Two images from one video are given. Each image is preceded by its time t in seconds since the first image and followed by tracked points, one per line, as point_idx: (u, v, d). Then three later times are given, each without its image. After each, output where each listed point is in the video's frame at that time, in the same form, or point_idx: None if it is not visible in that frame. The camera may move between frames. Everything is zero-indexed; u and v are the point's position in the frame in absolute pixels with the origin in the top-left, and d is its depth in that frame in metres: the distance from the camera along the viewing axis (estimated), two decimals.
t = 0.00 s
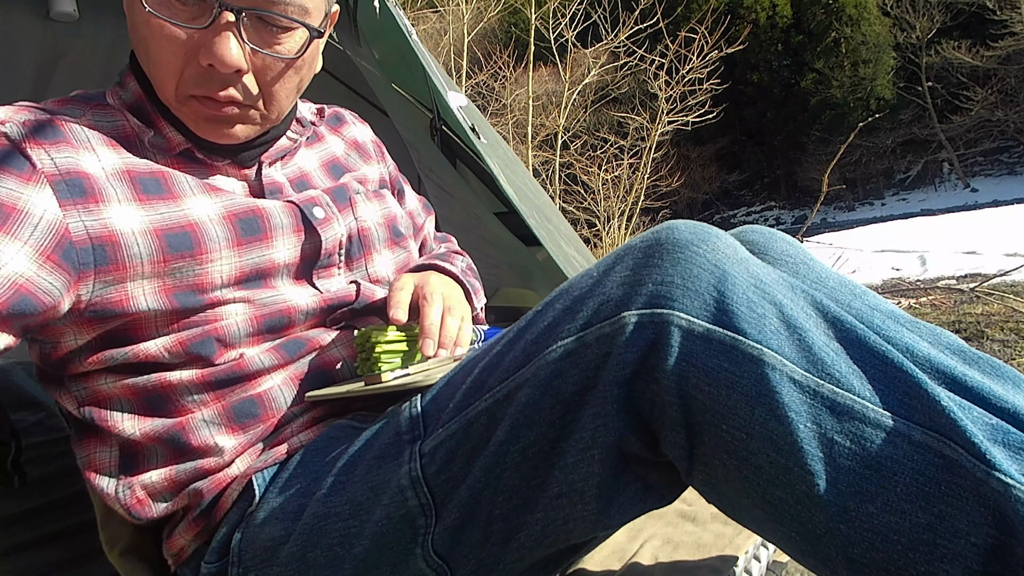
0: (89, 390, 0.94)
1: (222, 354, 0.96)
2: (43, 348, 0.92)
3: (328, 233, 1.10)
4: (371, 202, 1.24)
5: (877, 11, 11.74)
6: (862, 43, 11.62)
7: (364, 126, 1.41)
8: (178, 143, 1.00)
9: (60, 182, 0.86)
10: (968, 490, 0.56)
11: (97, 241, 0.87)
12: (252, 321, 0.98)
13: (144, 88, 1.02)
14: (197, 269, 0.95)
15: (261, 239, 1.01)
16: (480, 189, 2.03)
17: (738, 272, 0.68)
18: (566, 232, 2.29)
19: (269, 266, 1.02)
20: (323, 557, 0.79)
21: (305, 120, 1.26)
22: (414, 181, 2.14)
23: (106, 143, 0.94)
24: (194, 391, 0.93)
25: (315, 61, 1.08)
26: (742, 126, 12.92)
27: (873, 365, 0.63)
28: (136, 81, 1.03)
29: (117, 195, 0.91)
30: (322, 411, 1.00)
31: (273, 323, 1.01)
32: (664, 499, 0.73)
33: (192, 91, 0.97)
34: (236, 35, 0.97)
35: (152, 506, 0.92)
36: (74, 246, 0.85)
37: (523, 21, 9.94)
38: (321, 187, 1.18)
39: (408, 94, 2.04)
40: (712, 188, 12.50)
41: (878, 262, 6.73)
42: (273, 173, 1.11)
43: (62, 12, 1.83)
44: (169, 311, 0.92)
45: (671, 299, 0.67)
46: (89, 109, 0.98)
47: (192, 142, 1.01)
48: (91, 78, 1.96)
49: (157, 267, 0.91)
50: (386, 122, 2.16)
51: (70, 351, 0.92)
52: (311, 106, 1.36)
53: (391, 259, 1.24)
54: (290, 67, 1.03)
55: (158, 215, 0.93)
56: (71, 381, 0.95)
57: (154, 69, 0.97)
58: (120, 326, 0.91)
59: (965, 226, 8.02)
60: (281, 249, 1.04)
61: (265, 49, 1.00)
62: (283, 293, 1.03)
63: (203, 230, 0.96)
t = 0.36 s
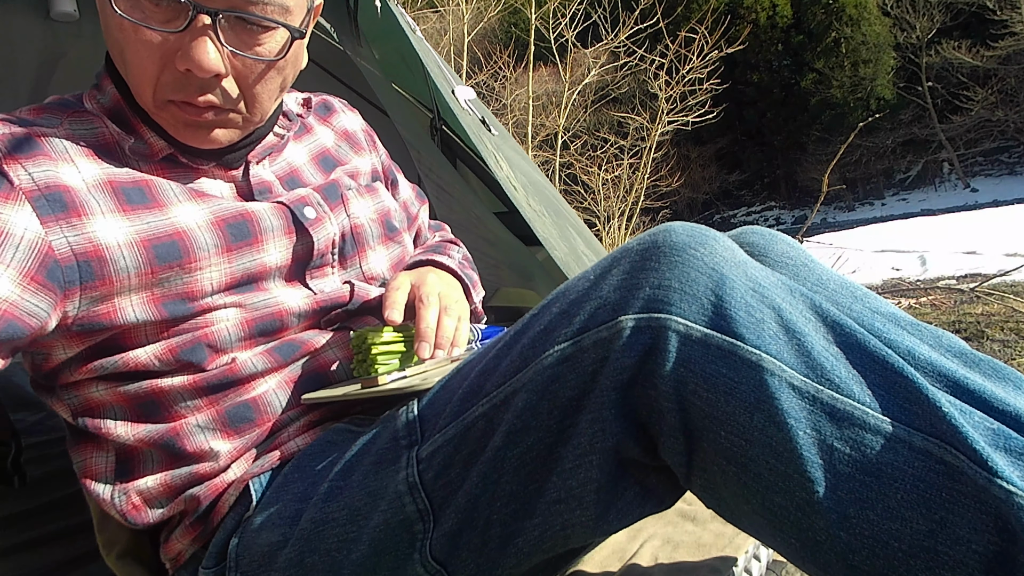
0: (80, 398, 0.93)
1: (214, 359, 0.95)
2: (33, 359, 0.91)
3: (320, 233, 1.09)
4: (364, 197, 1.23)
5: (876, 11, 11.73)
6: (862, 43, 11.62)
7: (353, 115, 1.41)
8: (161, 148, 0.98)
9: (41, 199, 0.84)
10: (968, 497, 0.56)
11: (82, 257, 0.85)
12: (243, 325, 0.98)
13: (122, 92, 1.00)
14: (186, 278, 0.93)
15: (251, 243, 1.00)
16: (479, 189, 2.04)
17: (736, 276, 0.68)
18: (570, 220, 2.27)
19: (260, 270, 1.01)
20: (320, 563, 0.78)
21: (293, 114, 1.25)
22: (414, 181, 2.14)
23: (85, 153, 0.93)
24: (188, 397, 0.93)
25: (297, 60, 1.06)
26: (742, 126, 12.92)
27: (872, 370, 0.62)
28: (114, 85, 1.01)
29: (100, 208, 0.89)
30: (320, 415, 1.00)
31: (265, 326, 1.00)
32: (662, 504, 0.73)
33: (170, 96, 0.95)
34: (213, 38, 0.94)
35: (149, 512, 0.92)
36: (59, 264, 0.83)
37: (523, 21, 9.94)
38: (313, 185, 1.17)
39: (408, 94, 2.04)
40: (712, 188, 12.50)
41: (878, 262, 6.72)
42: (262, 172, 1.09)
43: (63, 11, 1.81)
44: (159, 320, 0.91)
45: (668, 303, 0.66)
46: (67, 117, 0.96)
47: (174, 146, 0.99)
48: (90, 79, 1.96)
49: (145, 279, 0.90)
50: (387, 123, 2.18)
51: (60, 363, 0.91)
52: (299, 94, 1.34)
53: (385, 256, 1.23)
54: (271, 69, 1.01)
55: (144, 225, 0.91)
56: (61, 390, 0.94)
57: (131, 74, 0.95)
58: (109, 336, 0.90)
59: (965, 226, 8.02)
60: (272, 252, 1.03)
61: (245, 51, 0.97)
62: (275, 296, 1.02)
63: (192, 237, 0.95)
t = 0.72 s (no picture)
0: (80, 397, 0.93)
1: (213, 358, 0.95)
2: (32, 356, 0.91)
3: (320, 231, 1.09)
4: (362, 197, 1.23)
5: (876, 11, 11.74)
6: (862, 43, 11.62)
7: (353, 116, 1.41)
8: (163, 146, 0.98)
9: (41, 196, 0.84)
10: (969, 499, 0.56)
11: (84, 253, 0.85)
12: (243, 323, 0.98)
13: (124, 90, 1.00)
14: (186, 274, 0.93)
15: (251, 240, 1.00)
16: (479, 188, 2.03)
17: (736, 277, 0.67)
18: (570, 220, 2.26)
19: (260, 267, 1.01)
20: (319, 565, 0.78)
21: (293, 115, 1.25)
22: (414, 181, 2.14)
23: (86, 153, 0.92)
24: (188, 396, 0.92)
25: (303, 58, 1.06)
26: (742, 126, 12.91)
27: (873, 371, 0.62)
28: (116, 84, 1.01)
29: (101, 205, 0.89)
30: (319, 415, 1.00)
31: (265, 324, 1.00)
32: (662, 504, 0.73)
33: (182, 96, 0.95)
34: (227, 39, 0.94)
35: (148, 512, 0.92)
36: (60, 260, 0.83)
37: (523, 21, 9.94)
38: (313, 183, 1.17)
39: (408, 94, 2.03)
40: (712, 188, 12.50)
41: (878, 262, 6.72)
42: (262, 170, 1.09)
43: (63, 12, 1.82)
44: (158, 317, 0.91)
45: (668, 305, 0.66)
46: (68, 117, 0.96)
47: (178, 144, 0.99)
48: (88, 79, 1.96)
49: (146, 275, 0.90)
50: (388, 122, 2.18)
51: (59, 361, 0.91)
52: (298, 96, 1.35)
53: (385, 255, 1.23)
54: (280, 68, 1.01)
55: (145, 223, 0.91)
56: (61, 389, 0.94)
57: (140, 75, 0.94)
58: (109, 334, 0.90)
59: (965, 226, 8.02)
60: (272, 249, 1.03)
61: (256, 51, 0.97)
62: (275, 294, 1.02)
63: (192, 234, 0.95)
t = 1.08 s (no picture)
0: (84, 389, 0.93)
1: (217, 346, 0.96)
2: (39, 339, 0.92)
3: (324, 225, 1.11)
4: (367, 198, 1.24)
5: (877, 11, 11.74)
6: (862, 43, 11.62)
7: (360, 129, 1.41)
8: (183, 135, 1.02)
9: (55, 176, 0.88)
10: (970, 497, 0.56)
11: (92, 229, 0.88)
12: (246, 313, 0.99)
13: (148, 86, 1.05)
14: (191, 257, 0.96)
15: (255, 229, 1.02)
16: (479, 188, 2.03)
17: (737, 276, 0.67)
18: (571, 222, 2.26)
19: (263, 256, 1.03)
20: (320, 563, 0.78)
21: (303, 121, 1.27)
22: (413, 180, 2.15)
23: (104, 142, 0.96)
24: (190, 387, 0.93)
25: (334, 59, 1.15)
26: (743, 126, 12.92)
27: (873, 369, 0.62)
28: (140, 80, 1.05)
29: (112, 187, 0.92)
30: (319, 413, 0.99)
31: (268, 314, 1.01)
32: (662, 504, 0.73)
33: (247, 104, 1.02)
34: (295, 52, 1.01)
35: (148, 508, 0.92)
36: (68, 234, 0.86)
37: (523, 21, 9.94)
38: (319, 181, 1.19)
39: (408, 94, 2.04)
40: (711, 188, 12.51)
41: (878, 262, 6.72)
42: (273, 170, 1.12)
43: (63, 12, 1.82)
44: (164, 299, 0.93)
45: (669, 303, 0.66)
46: (89, 112, 0.99)
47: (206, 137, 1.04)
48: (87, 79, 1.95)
49: (152, 255, 0.93)
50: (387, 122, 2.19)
51: (64, 342, 0.92)
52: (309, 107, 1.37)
53: (388, 255, 1.24)
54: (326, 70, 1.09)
55: (152, 204, 0.94)
56: (66, 380, 0.95)
57: (203, 84, 1.00)
58: (115, 317, 0.92)
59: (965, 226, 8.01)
60: (276, 240, 1.05)
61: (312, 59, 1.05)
62: (278, 285, 1.04)
63: (198, 217, 0.97)
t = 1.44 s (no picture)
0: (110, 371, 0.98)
1: (242, 328, 1.00)
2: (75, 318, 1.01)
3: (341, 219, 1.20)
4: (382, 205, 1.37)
5: (876, 12, 11.76)
6: (861, 43, 11.65)
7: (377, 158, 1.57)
8: (216, 133, 1.18)
9: (104, 171, 1.03)
10: (972, 484, 0.56)
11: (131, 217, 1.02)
12: (269, 296, 1.04)
13: (186, 91, 1.21)
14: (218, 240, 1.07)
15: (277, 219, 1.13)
16: (479, 189, 2.04)
17: (745, 267, 0.68)
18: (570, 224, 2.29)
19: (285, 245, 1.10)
20: (326, 549, 0.79)
21: (326, 139, 1.42)
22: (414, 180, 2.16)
23: (143, 141, 1.12)
24: (214, 369, 0.97)
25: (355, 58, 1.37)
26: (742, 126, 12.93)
27: (879, 359, 0.63)
28: (179, 86, 1.22)
29: (151, 182, 1.07)
30: (330, 401, 1.01)
31: (290, 300, 1.06)
32: (666, 494, 0.73)
33: (287, 89, 1.20)
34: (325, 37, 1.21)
35: (162, 489, 0.92)
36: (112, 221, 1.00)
37: (523, 21, 9.96)
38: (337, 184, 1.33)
39: (408, 94, 2.05)
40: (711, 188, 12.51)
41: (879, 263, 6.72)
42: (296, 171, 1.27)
43: (62, 11, 1.84)
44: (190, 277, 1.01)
45: (677, 292, 0.67)
46: (132, 111, 1.15)
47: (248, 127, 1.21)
48: (90, 77, 1.97)
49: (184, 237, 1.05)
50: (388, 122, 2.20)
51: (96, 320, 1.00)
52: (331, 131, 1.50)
53: (400, 257, 1.34)
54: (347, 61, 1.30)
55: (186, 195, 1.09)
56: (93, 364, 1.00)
57: (247, 74, 1.18)
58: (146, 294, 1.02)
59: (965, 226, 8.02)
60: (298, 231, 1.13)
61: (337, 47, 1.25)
62: (298, 275, 1.09)
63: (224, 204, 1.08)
